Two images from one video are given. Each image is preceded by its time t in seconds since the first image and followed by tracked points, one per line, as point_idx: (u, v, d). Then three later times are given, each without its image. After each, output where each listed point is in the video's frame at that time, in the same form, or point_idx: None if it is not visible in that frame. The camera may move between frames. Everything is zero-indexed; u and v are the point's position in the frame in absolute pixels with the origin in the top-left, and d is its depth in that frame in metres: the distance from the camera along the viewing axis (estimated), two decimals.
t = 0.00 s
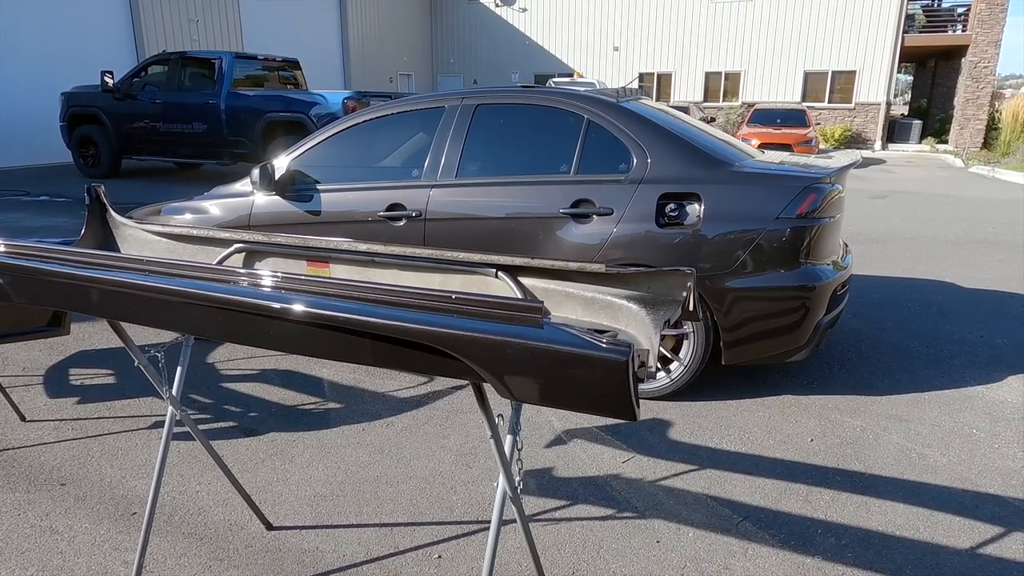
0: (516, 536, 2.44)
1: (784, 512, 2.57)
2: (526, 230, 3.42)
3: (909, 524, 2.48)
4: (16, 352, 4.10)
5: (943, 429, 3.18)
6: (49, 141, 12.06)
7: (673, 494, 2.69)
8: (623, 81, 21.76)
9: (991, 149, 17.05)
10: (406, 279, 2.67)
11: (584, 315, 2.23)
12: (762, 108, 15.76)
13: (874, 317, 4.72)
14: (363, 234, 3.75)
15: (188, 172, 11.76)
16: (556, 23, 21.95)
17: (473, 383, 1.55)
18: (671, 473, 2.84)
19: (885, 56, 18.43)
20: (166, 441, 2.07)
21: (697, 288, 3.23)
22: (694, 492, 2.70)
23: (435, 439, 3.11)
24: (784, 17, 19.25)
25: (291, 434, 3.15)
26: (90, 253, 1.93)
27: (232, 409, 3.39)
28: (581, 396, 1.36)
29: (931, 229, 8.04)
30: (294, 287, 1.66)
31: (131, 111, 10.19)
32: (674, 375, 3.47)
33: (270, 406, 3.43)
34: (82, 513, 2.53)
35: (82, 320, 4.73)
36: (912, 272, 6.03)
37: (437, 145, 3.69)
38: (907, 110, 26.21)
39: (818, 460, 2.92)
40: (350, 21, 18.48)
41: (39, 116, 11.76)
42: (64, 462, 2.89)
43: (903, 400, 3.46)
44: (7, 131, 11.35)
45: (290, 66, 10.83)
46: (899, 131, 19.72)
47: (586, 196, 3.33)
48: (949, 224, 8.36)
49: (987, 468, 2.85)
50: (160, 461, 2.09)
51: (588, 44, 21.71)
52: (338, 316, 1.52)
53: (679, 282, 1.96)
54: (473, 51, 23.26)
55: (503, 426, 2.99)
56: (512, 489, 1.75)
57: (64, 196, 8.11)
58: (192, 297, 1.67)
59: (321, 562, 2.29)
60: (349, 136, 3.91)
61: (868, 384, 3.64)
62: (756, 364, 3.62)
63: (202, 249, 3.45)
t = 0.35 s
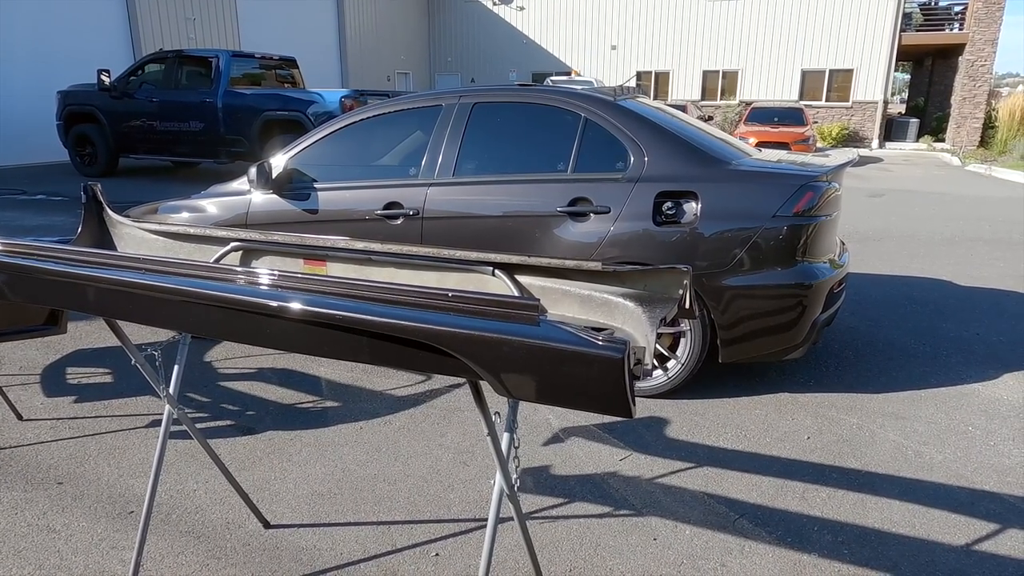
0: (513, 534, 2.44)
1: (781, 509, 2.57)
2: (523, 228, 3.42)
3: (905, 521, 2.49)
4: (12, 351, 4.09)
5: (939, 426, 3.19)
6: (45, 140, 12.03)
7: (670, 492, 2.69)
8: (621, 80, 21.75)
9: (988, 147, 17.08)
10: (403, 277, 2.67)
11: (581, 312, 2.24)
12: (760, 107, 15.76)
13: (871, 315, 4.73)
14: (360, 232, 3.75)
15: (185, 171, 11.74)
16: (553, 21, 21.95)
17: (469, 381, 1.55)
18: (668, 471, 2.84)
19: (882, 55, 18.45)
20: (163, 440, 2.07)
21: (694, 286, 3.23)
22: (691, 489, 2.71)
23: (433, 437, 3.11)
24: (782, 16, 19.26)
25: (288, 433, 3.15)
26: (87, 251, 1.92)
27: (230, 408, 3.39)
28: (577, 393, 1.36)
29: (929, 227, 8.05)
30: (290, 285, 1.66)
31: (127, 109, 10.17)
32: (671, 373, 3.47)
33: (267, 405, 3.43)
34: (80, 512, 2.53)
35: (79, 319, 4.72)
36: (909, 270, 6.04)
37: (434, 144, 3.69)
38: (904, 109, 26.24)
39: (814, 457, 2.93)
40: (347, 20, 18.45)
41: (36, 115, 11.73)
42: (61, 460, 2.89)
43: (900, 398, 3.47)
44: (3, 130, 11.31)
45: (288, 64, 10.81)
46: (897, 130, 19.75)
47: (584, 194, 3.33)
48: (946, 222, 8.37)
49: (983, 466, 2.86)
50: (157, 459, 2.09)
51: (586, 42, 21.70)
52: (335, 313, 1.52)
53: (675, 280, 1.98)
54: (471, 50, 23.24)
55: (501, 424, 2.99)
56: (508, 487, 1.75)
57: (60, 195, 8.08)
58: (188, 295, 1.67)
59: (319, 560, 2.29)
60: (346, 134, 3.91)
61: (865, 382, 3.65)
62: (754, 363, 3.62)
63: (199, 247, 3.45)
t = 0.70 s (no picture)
0: (511, 533, 2.44)
1: (778, 507, 2.58)
2: (521, 227, 3.42)
3: (902, 519, 2.50)
4: (9, 351, 4.08)
5: (936, 425, 3.20)
6: (42, 140, 12.01)
7: (668, 491, 2.70)
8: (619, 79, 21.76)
9: (985, 146, 17.11)
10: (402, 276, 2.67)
11: (578, 311, 2.25)
12: (757, 106, 15.78)
13: (869, 314, 4.73)
14: (358, 231, 3.74)
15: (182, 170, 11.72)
16: (551, 21, 21.95)
17: (467, 379, 1.55)
18: (666, 469, 2.84)
19: (880, 54, 18.47)
20: (160, 440, 2.07)
21: (691, 284, 3.24)
22: (689, 488, 2.71)
23: (431, 436, 3.11)
24: (779, 15, 19.28)
25: (286, 432, 3.15)
26: (84, 251, 1.92)
27: (228, 407, 3.38)
28: (574, 391, 1.36)
29: (926, 227, 8.06)
30: (289, 284, 1.66)
31: (124, 109, 10.15)
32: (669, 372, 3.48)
33: (265, 404, 3.43)
34: (77, 512, 2.53)
35: (76, 319, 4.71)
36: (906, 269, 6.05)
37: (432, 143, 3.69)
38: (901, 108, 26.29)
39: (812, 455, 2.94)
40: (345, 19, 18.42)
41: (33, 114, 11.70)
42: (59, 460, 2.88)
43: (898, 397, 3.48)
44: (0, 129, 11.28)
45: (286, 64, 10.79)
46: (894, 129, 19.78)
47: (581, 193, 3.34)
48: (943, 221, 8.39)
49: (979, 464, 2.87)
50: (154, 458, 2.08)
51: (584, 42, 21.68)
52: (333, 312, 1.52)
53: (672, 279, 1.98)
54: (469, 49, 23.22)
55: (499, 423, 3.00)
56: (506, 485, 1.75)
57: (57, 195, 8.07)
58: (186, 293, 1.67)
59: (317, 559, 2.29)
60: (344, 134, 3.91)
61: (862, 381, 3.66)
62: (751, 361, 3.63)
63: (197, 247, 3.45)
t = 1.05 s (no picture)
0: (512, 530, 2.44)
1: (779, 505, 2.58)
2: (522, 225, 3.42)
3: (903, 517, 2.50)
4: (10, 348, 4.09)
5: (937, 423, 3.20)
6: (43, 137, 12.01)
7: (669, 488, 2.70)
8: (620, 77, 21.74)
9: (987, 144, 17.08)
10: (403, 274, 2.67)
11: (579, 308, 2.25)
12: (758, 104, 15.76)
13: (870, 312, 4.73)
14: (359, 229, 3.74)
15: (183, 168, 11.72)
16: (552, 19, 21.93)
17: (467, 377, 1.55)
18: (666, 467, 2.84)
19: (881, 52, 18.44)
20: (161, 437, 2.07)
21: (692, 283, 3.24)
22: (689, 486, 2.71)
23: (431, 434, 3.11)
24: (780, 13, 19.25)
25: (286, 430, 3.15)
26: (85, 248, 1.92)
27: (228, 405, 3.39)
28: (575, 389, 1.36)
29: (927, 225, 8.05)
30: (289, 281, 1.66)
31: (125, 106, 10.15)
32: (669, 370, 3.47)
33: (266, 402, 3.43)
34: (78, 509, 2.53)
35: (77, 317, 4.71)
36: (907, 267, 6.04)
37: (433, 141, 3.69)
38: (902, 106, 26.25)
39: (813, 454, 2.93)
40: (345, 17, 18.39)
41: (34, 112, 11.70)
42: (60, 457, 2.89)
43: (899, 395, 3.48)
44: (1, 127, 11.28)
45: (287, 62, 10.75)
46: (895, 127, 19.76)
47: (582, 191, 3.34)
48: (945, 219, 8.37)
49: (980, 462, 2.87)
50: (155, 456, 2.08)
51: (585, 39, 21.65)
52: (334, 309, 1.52)
53: (674, 277, 1.97)
54: (469, 47, 23.19)
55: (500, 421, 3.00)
56: (507, 483, 1.74)
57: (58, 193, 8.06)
58: (187, 291, 1.67)
59: (317, 557, 2.30)
60: (344, 132, 3.90)
61: (863, 379, 3.66)
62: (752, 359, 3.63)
63: (198, 245, 3.45)
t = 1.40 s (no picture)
0: (515, 529, 2.44)
1: (782, 504, 2.58)
2: (525, 224, 3.42)
3: (907, 517, 2.49)
4: (15, 347, 4.10)
5: (941, 422, 3.20)
6: (47, 136, 12.04)
7: (672, 488, 2.70)
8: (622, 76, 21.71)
9: (991, 143, 17.02)
10: (406, 273, 2.68)
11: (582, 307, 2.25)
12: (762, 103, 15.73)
13: (873, 311, 4.72)
14: (362, 228, 3.74)
15: (185, 167, 11.74)
16: (555, 17, 21.91)
17: (471, 376, 1.55)
18: (669, 466, 2.84)
19: (885, 49, 18.38)
20: (165, 436, 2.07)
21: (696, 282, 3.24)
22: (692, 485, 2.71)
23: (434, 433, 3.11)
24: (784, 11, 19.21)
25: (289, 428, 3.15)
26: (90, 247, 1.92)
27: (232, 404, 3.39)
28: (580, 388, 1.36)
29: (931, 223, 8.04)
30: (294, 280, 1.66)
31: (128, 105, 10.16)
32: (672, 369, 3.47)
33: (269, 400, 3.44)
34: (83, 507, 2.53)
35: (81, 315, 4.72)
36: (911, 266, 6.03)
37: (436, 140, 3.68)
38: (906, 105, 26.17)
39: (816, 453, 2.93)
40: (348, 15, 18.39)
41: (37, 111, 11.73)
42: (64, 456, 2.89)
43: (902, 394, 3.47)
44: (4, 125, 11.31)
45: (289, 60, 10.75)
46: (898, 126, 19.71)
47: (585, 190, 3.33)
48: (949, 218, 8.36)
49: (984, 461, 2.86)
50: (159, 455, 2.08)
51: (588, 38, 21.64)
52: (338, 308, 1.52)
53: (678, 275, 1.95)
54: (472, 46, 23.19)
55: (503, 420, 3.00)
56: (511, 482, 1.75)
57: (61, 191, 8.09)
58: (191, 290, 1.67)
59: (321, 555, 2.30)
60: (347, 131, 3.91)
61: (866, 378, 3.66)
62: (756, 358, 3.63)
63: (202, 243, 3.46)
